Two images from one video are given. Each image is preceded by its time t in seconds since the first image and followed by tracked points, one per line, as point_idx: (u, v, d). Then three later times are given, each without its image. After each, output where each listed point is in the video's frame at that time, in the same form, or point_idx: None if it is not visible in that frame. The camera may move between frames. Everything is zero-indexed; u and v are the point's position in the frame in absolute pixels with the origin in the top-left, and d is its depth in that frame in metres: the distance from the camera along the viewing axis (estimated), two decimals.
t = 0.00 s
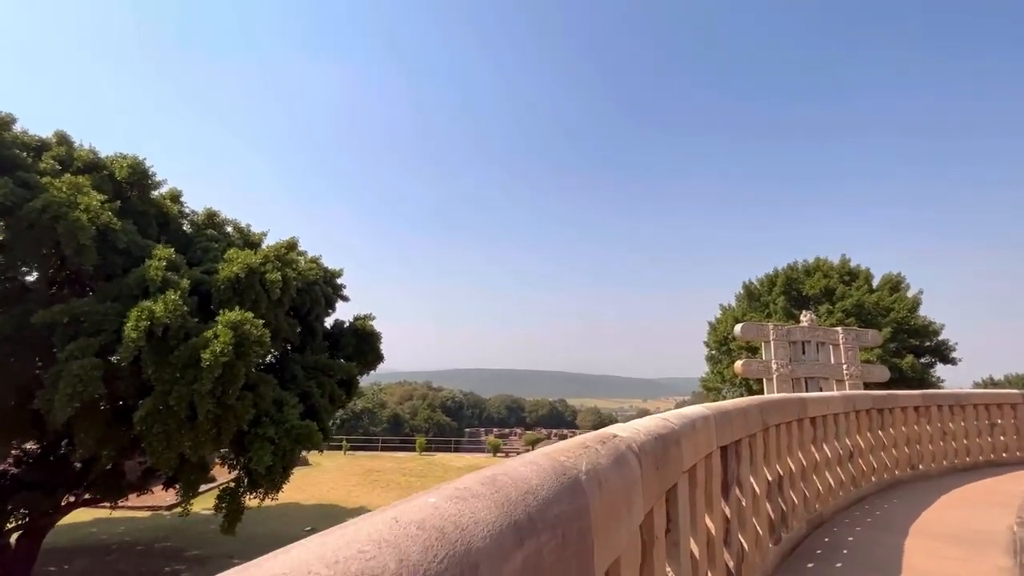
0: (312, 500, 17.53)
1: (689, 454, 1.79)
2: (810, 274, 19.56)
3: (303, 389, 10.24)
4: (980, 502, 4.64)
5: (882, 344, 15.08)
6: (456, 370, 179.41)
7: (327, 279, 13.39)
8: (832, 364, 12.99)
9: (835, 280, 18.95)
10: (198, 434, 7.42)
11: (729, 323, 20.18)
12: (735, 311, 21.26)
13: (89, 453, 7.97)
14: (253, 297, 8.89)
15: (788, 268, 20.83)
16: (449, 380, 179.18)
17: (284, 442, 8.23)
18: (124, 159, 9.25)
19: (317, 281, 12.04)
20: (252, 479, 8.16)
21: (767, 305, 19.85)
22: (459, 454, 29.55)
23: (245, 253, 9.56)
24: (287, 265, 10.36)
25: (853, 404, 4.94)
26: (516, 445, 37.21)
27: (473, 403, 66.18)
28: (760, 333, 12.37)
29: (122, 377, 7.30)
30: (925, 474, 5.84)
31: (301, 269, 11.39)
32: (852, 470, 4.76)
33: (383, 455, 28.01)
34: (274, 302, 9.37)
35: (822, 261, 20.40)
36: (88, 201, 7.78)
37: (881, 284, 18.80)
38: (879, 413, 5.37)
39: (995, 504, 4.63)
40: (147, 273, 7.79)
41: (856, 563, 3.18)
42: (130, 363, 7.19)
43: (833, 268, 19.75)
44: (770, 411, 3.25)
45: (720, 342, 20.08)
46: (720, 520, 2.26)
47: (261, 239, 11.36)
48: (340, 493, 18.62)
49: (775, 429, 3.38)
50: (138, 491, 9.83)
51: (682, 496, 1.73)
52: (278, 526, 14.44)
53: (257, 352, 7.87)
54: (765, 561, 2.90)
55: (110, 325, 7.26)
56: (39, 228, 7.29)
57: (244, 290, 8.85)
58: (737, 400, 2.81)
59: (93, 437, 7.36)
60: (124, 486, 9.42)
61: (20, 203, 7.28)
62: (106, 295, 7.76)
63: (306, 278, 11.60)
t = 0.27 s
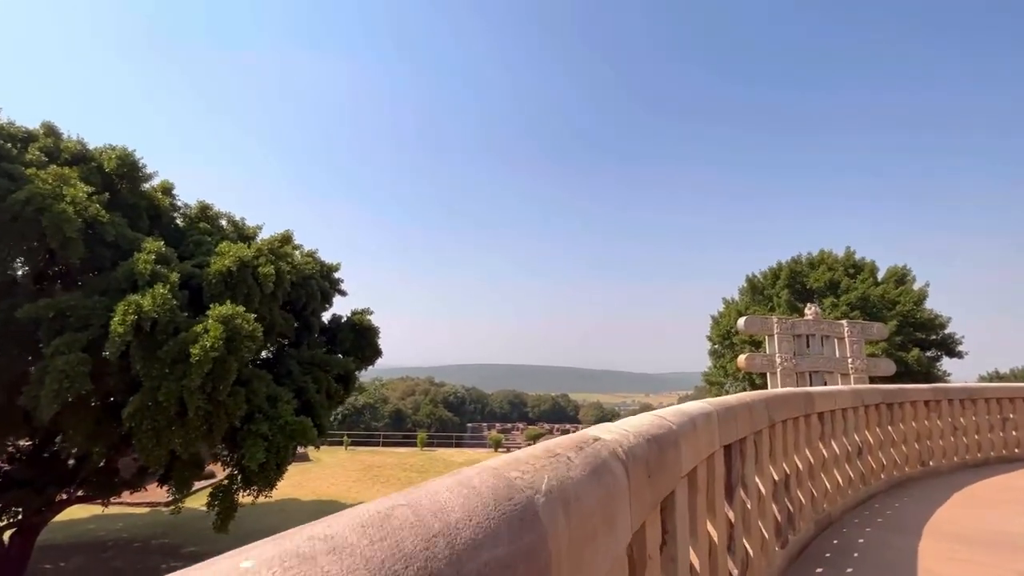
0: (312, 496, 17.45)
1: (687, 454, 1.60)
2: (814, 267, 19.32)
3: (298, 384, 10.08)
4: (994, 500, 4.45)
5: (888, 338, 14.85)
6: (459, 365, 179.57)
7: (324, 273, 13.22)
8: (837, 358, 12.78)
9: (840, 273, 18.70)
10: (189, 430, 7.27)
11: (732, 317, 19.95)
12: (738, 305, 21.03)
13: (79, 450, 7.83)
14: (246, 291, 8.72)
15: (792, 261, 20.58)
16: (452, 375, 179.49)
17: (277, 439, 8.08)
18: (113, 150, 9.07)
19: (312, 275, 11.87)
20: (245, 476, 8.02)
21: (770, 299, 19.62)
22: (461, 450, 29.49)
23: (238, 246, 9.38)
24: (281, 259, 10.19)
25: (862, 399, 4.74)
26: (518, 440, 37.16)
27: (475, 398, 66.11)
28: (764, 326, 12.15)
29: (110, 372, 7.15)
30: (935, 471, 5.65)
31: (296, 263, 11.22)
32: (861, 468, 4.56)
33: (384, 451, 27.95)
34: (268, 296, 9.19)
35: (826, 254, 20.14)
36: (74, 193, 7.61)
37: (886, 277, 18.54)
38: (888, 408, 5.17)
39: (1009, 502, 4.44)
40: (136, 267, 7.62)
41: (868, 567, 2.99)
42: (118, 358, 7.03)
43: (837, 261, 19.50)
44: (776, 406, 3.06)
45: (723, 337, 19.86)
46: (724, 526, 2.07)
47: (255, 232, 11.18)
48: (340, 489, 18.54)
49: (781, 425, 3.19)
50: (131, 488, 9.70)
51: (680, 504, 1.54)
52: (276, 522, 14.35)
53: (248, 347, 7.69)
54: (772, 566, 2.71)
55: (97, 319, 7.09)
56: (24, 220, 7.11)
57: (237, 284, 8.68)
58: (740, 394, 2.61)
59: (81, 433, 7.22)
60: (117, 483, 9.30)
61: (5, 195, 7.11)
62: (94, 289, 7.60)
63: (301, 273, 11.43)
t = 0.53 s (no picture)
0: (309, 491, 17.33)
1: (683, 462, 1.39)
2: (815, 259, 19.12)
3: (290, 379, 9.89)
4: (1007, 497, 4.27)
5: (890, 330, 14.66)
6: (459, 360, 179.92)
7: (317, 267, 13.00)
8: (839, 350, 12.60)
9: (841, 264, 18.50)
10: (175, 428, 7.08)
11: (732, 310, 19.76)
12: (738, 298, 20.84)
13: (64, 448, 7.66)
14: (234, 285, 8.51)
15: (793, 253, 20.36)
16: (452, 369, 179.63)
17: (267, 435, 7.90)
18: (96, 140, 8.83)
19: (305, 269, 11.67)
20: (235, 473, 7.85)
21: (771, 291, 19.41)
22: (460, 444, 29.41)
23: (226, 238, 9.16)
24: (272, 251, 9.96)
25: (868, 393, 4.55)
26: (517, 434, 37.09)
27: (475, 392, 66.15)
28: (765, 319, 11.97)
29: (93, 368, 6.96)
30: (943, 467, 5.46)
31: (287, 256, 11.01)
32: (868, 465, 4.37)
33: (383, 445, 27.86)
34: (257, 290, 8.98)
35: (827, 246, 19.93)
36: (54, 183, 7.37)
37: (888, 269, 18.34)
38: (895, 402, 4.98)
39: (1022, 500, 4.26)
40: (119, 260, 7.40)
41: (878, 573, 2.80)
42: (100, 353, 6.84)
43: (839, 252, 19.29)
44: (780, 402, 2.85)
45: (723, 329, 19.67)
46: (727, 537, 1.86)
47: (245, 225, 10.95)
48: (337, 484, 18.43)
49: (786, 422, 2.98)
50: (120, 486, 9.54)
51: (676, 519, 1.34)
52: (273, 518, 14.23)
53: (235, 342, 7.49)
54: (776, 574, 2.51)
55: (79, 314, 6.87)
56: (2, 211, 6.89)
57: (225, 277, 8.47)
58: (743, 391, 2.41)
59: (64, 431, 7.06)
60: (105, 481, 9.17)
61: None
62: (76, 283, 7.39)
63: (293, 266, 11.21)
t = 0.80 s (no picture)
0: (303, 488, 17.18)
1: (684, 471, 1.21)
2: (812, 252, 19.00)
3: (281, 375, 9.69)
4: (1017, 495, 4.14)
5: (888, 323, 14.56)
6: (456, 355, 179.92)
7: (308, 260, 12.76)
8: (838, 344, 12.47)
9: (839, 258, 18.39)
10: (159, 425, 6.89)
11: (729, 304, 19.63)
12: (736, 292, 20.72)
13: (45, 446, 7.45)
14: (221, 278, 8.29)
15: (790, 247, 20.24)
16: (449, 365, 179.54)
17: (256, 432, 7.71)
18: (77, 130, 8.57)
19: (296, 263, 11.44)
20: (222, 471, 7.66)
21: (769, 285, 19.27)
22: (456, 439, 29.29)
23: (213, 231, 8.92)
24: (261, 244, 9.73)
25: (874, 388, 4.39)
26: (514, 429, 37.00)
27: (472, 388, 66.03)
28: (763, 313, 11.83)
29: (74, 364, 6.75)
30: (947, 463, 5.33)
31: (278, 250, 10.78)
32: (873, 463, 4.22)
33: (378, 441, 27.72)
34: (245, 283, 8.76)
35: (825, 239, 19.80)
36: (31, 173, 7.12)
37: (886, 262, 18.25)
38: (899, 397, 4.83)
39: None
40: (100, 252, 7.17)
41: None
42: (80, 348, 6.62)
43: (837, 246, 19.17)
44: (786, 399, 2.68)
45: (721, 324, 19.55)
46: (733, 550, 1.68)
47: (234, 217, 10.70)
48: (332, 480, 18.27)
49: (792, 420, 2.81)
50: (107, 484, 9.35)
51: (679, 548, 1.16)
52: (266, 515, 14.07)
53: (222, 337, 7.27)
54: None
55: (58, 308, 6.65)
56: None
57: (211, 271, 8.24)
58: (746, 387, 2.23)
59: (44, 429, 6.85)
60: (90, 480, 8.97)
61: None
62: (56, 276, 7.15)
63: (283, 259, 10.98)
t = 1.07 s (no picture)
0: (295, 485, 16.98)
1: (681, 498, 1.11)
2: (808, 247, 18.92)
3: (268, 372, 9.47)
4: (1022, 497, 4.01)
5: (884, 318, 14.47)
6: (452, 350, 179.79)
7: (298, 255, 12.50)
8: (834, 339, 12.36)
9: (835, 253, 18.31)
10: (140, 425, 6.68)
11: (725, 299, 19.52)
12: (731, 287, 20.62)
13: (23, 446, 7.24)
14: (205, 273, 8.06)
15: (786, 242, 20.14)
16: (445, 360, 179.38)
17: (241, 431, 7.51)
18: (55, 120, 8.29)
19: (284, 258, 11.20)
20: (206, 472, 7.45)
21: (764, 280, 19.16)
22: (451, 435, 29.14)
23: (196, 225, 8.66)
24: (247, 238, 9.48)
25: (875, 385, 4.24)
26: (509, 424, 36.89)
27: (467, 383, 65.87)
28: (759, 308, 11.71)
29: (50, 362, 6.54)
30: (948, 462, 5.20)
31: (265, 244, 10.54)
32: (875, 463, 4.07)
33: (372, 437, 27.53)
34: (230, 279, 8.51)
35: (821, 234, 19.71)
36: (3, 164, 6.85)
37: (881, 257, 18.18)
38: (902, 394, 4.68)
39: None
40: (77, 246, 6.93)
41: None
42: (55, 345, 6.40)
43: (832, 241, 19.08)
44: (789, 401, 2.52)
45: (716, 319, 19.45)
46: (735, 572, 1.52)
47: (220, 211, 10.44)
48: (324, 478, 18.09)
49: (796, 421, 2.65)
50: (90, 484, 9.14)
51: None
52: (256, 514, 13.87)
53: (204, 334, 7.04)
54: None
55: (32, 304, 6.41)
56: None
57: (194, 266, 8.01)
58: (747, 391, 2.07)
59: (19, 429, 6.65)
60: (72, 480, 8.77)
61: None
62: (31, 271, 6.92)
63: (271, 254, 10.73)
